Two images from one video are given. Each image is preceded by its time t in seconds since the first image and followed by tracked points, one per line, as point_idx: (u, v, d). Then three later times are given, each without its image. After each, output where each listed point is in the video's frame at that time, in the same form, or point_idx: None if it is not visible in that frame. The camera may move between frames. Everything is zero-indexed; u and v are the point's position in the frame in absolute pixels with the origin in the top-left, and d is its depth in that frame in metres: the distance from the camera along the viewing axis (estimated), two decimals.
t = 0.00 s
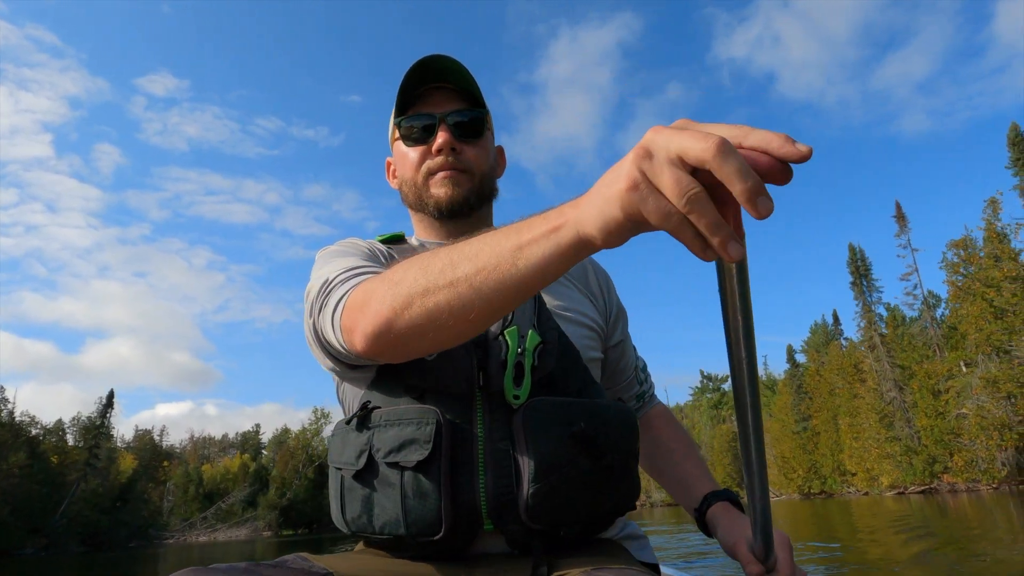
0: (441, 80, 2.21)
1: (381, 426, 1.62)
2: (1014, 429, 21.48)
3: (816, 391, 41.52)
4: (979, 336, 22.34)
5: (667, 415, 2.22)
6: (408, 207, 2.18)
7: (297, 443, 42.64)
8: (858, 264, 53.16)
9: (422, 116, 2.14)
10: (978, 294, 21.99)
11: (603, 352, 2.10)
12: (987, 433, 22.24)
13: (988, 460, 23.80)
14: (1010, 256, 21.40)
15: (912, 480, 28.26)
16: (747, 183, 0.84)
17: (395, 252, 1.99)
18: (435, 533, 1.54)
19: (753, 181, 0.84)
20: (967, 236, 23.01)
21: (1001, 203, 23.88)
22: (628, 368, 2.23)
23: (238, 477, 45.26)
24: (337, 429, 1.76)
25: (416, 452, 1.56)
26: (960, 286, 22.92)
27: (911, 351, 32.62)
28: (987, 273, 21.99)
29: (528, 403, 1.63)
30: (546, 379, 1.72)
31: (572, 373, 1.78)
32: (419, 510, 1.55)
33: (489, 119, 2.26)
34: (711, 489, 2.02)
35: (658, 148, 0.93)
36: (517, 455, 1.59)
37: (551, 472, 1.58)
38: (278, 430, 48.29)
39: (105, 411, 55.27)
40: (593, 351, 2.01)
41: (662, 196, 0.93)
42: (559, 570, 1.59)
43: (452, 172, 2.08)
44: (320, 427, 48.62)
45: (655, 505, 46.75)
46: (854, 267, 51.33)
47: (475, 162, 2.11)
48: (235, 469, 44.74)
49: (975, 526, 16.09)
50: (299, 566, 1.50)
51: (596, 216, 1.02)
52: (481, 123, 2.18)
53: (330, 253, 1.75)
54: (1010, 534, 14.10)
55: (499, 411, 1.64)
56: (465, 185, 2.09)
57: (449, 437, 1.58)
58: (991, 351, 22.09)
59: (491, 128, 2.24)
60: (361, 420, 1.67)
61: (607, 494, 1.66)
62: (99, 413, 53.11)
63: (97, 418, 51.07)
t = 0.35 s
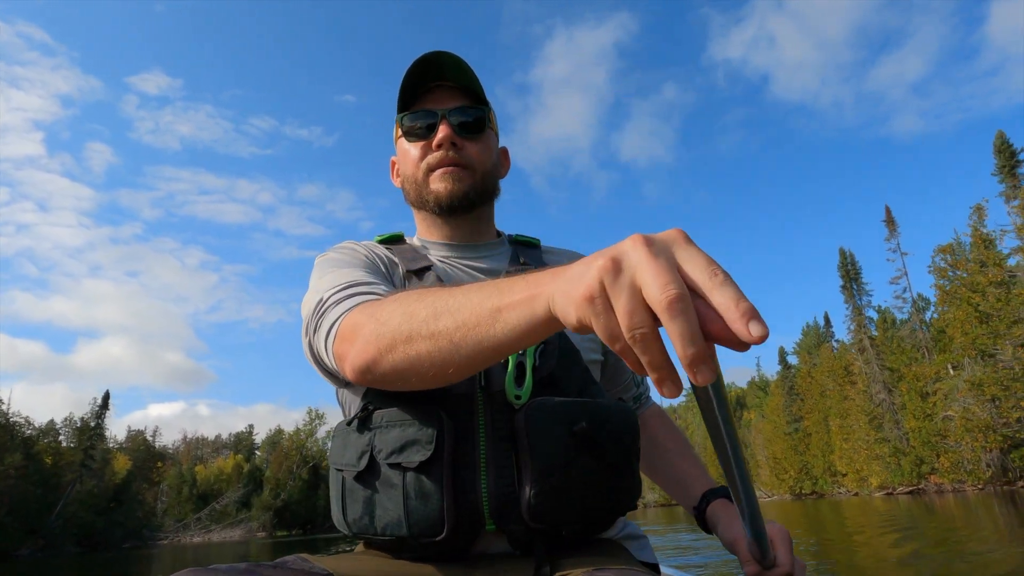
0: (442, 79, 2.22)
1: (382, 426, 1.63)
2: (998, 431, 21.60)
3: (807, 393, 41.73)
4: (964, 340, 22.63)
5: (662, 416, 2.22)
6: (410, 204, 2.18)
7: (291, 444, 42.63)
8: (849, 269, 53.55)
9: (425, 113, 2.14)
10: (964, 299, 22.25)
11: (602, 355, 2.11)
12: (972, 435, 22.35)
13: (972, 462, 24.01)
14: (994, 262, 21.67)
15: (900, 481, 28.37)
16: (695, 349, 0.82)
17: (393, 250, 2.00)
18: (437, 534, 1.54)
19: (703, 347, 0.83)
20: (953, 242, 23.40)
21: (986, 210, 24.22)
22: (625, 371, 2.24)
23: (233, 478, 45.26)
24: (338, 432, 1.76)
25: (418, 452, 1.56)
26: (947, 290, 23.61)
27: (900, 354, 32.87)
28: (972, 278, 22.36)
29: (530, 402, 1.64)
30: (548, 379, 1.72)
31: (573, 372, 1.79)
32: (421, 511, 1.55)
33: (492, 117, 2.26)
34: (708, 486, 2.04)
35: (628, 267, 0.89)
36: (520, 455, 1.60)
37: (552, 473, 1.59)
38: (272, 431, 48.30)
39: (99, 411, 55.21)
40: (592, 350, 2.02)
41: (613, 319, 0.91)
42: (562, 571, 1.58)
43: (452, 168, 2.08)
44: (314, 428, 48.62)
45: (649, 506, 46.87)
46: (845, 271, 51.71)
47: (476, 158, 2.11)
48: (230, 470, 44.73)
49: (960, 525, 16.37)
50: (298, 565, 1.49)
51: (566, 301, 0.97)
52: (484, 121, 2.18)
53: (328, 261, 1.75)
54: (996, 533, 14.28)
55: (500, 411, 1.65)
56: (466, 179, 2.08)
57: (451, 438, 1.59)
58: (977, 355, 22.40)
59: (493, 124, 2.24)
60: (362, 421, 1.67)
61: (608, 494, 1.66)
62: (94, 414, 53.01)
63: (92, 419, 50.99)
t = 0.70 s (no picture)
0: (447, 80, 2.23)
1: (380, 428, 1.63)
2: (988, 438, 21.63)
3: (803, 396, 41.89)
4: (956, 348, 22.77)
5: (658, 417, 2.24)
6: (411, 202, 2.19)
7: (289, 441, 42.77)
8: (846, 275, 53.77)
9: (428, 112, 2.15)
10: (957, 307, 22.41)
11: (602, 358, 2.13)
12: (962, 442, 22.31)
13: (964, 467, 24.09)
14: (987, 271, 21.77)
15: (892, 485, 28.28)
16: (615, 445, 0.78)
17: (392, 251, 2.01)
18: (435, 534, 1.55)
19: (622, 443, 0.78)
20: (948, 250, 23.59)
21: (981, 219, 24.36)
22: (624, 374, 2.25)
23: (232, 474, 45.44)
24: (337, 432, 1.77)
25: (415, 455, 1.57)
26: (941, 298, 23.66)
27: (895, 360, 32.97)
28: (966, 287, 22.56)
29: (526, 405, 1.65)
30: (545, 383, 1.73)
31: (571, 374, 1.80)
32: (419, 511, 1.56)
33: (495, 116, 2.26)
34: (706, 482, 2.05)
35: (549, 350, 0.81)
36: (518, 457, 1.61)
37: (548, 475, 1.60)
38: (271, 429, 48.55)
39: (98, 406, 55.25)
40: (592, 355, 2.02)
41: (538, 405, 0.86)
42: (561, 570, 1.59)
43: (452, 165, 2.08)
44: (313, 425, 48.82)
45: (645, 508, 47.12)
46: (842, 277, 51.93)
47: (477, 157, 2.11)
48: (229, 466, 44.90)
49: (953, 530, 16.45)
50: (298, 565, 1.50)
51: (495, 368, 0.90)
52: (487, 121, 2.18)
53: (323, 270, 1.76)
54: (988, 538, 14.32)
55: (498, 412, 1.65)
56: (465, 176, 2.08)
57: (450, 441, 1.59)
58: (969, 363, 22.53)
59: (496, 122, 2.24)
60: (359, 423, 1.67)
61: (604, 493, 1.67)
62: (94, 408, 53.18)
63: (91, 413, 51.12)
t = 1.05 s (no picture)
0: (468, 78, 2.24)
1: (385, 426, 1.63)
2: (989, 454, 21.49)
3: (807, 406, 41.73)
4: (960, 365, 22.73)
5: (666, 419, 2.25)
6: (431, 200, 2.19)
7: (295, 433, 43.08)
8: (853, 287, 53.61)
9: (449, 112, 2.17)
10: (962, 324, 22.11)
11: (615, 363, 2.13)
12: (963, 457, 22.30)
13: (963, 482, 24.00)
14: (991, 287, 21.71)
15: (892, 497, 28.25)
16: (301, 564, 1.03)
17: (406, 252, 2.04)
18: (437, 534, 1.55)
19: (303, 562, 1.03)
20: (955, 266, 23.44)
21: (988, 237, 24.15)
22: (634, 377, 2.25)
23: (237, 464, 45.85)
24: (339, 427, 1.75)
25: (420, 452, 1.57)
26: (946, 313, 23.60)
27: (899, 373, 32.68)
28: (972, 303, 22.48)
29: (533, 408, 1.64)
30: (554, 384, 1.72)
31: (580, 376, 1.79)
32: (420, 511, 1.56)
33: (515, 114, 2.27)
34: (703, 477, 2.07)
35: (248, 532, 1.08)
36: (520, 460, 1.62)
37: (552, 478, 1.60)
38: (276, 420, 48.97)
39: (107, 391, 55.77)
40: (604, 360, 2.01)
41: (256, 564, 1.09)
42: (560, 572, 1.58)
43: (474, 161, 2.10)
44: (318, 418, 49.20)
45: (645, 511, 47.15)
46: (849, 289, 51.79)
47: (498, 154, 2.12)
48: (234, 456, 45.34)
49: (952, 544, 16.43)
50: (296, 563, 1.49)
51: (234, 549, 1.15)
52: (507, 120, 2.19)
53: (316, 300, 1.92)
54: (987, 554, 14.21)
55: (503, 412, 1.66)
56: (488, 173, 2.09)
57: (453, 440, 1.60)
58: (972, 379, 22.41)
59: (516, 119, 2.25)
60: (365, 420, 1.67)
61: (608, 498, 1.67)
62: (104, 393, 53.80)
63: (101, 398, 51.72)
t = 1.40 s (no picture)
0: (474, 83, 2.25)
1: (375, 422, 1.68)
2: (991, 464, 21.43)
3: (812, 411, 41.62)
4: (964, 375, 22.65)
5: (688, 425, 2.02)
6: (433, 201, 2.21)
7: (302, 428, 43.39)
8: (861, 293, 53.45)
9: (452, 114, 2.18)
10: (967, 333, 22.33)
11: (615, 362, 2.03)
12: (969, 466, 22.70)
13: (965, 490, 23.99)
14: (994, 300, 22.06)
15: (895, 504, 28.16)
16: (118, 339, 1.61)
17: (408, 257, 2.08)
18: (419, 529, 1.57)
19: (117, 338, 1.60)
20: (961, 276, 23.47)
21: (994, 248, 24.13)
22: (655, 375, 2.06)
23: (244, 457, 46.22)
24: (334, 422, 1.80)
25: (404, 447, 1.60)
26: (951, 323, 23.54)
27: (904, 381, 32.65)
28: (978, 314, 22.53)
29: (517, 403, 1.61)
30: (541, 381, 1.69)
31: (571, 374, 1.75)
32: (405, 504, 1.58)
33: (518, 119, 2.26)
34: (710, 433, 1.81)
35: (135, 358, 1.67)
36: (504, 454, 1.58)
37: (537, 475, 1.55)
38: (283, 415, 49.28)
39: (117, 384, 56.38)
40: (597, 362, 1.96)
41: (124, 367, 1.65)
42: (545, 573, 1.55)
43: (475, 162, 2.10)
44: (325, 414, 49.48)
45: (649, 513, 47.13)
46: (856, 295, 51.64)
47: (499, 156, 2.13)
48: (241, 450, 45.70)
49: (953, 551, 16.49)
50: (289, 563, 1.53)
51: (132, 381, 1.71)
52: (510, 125, 2.18)
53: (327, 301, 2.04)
54: (985, 562, 14.15)
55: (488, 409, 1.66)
56: (487, 174, 2.10)
57: (438, 434, 1.61)
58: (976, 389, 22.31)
59: (519, 125, 2.24)
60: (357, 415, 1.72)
61: (597, 498, 1.60)
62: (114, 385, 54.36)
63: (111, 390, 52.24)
